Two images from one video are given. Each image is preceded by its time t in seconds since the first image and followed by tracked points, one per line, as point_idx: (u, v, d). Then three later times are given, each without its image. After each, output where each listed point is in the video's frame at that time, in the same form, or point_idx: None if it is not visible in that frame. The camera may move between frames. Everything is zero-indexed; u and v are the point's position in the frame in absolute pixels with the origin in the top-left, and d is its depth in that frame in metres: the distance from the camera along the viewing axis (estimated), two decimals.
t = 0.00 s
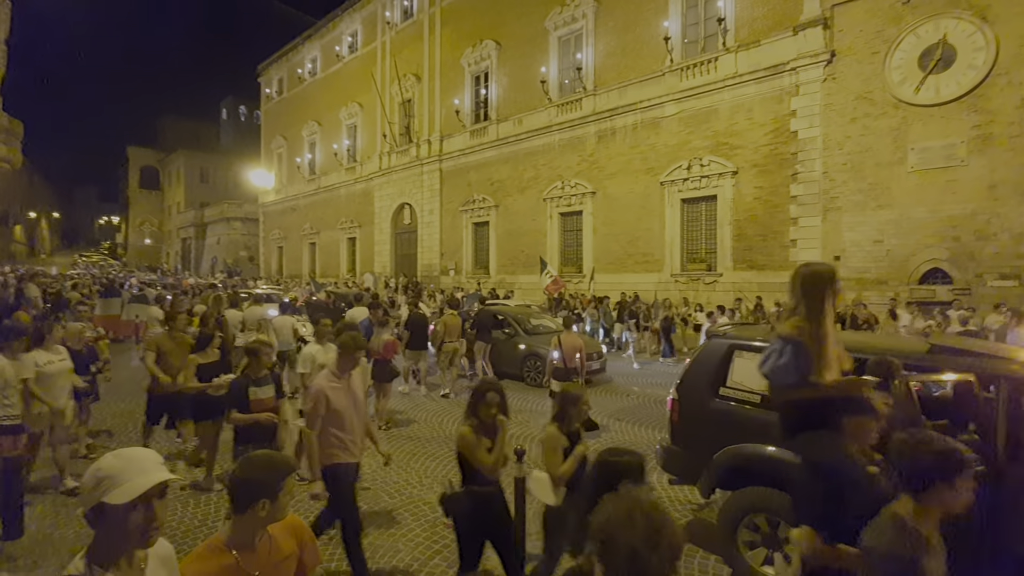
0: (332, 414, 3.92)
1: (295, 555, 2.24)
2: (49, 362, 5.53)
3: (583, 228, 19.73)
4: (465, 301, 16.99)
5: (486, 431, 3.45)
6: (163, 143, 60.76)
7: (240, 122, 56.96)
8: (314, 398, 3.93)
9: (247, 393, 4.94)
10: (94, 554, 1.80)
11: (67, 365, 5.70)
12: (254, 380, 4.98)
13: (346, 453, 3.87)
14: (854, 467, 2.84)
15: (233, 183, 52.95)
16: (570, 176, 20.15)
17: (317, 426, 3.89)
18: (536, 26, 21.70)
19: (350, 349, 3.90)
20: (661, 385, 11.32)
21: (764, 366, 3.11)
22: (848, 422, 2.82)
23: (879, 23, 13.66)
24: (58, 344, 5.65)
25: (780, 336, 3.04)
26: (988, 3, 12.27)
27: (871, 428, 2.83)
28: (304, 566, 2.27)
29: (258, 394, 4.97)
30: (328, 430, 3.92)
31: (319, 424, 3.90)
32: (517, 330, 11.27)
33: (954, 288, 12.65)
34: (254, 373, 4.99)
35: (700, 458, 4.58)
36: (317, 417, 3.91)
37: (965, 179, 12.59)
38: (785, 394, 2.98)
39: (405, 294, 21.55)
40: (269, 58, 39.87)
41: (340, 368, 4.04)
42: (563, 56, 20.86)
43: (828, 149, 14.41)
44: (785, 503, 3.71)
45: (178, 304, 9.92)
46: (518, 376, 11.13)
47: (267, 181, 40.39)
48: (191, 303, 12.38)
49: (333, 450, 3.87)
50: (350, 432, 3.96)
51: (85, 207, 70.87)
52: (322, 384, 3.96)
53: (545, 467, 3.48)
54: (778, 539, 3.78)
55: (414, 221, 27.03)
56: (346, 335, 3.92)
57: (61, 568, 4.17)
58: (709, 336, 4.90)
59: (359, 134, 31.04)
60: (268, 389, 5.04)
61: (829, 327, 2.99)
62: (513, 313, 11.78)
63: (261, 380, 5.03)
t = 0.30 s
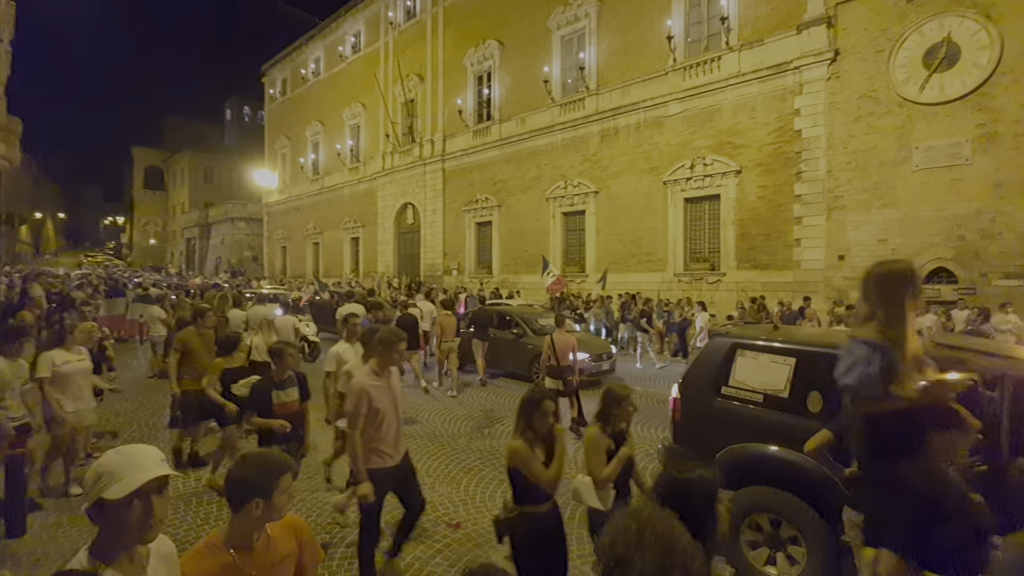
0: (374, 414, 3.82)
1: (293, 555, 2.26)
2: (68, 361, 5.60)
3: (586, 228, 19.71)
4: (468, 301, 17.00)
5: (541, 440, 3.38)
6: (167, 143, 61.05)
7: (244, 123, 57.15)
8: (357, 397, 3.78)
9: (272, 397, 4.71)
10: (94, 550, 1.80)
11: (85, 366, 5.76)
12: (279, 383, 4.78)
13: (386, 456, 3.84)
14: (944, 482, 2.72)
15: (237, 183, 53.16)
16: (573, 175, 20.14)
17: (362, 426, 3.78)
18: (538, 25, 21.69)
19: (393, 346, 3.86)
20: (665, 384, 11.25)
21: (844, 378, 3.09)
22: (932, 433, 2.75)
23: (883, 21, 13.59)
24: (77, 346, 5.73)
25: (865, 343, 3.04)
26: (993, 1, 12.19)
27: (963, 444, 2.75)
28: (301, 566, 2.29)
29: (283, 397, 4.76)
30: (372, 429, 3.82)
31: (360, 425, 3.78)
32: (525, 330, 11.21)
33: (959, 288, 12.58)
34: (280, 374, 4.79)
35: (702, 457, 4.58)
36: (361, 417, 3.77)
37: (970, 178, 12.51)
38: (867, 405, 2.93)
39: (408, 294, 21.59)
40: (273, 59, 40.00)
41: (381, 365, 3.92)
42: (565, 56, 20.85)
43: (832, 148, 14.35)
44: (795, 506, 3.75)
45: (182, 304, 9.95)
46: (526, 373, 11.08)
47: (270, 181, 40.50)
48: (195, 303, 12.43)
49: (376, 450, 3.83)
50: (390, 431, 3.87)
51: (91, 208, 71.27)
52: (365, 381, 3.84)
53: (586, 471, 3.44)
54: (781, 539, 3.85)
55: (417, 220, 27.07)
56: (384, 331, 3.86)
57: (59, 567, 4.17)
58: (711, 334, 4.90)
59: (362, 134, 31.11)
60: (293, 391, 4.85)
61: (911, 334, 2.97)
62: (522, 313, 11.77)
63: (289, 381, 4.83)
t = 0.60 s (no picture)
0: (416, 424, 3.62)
1: (297, 553, 2.27)
2: (92, 363, 5.63)
3: (592, 228, 19.69)
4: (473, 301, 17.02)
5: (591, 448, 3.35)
6: (176, 145, 61.54)
7: (252, 124, 57.51)
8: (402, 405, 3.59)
9: (294, 404, 4.29)
10: (101, 546, 1.83)
11: (107, 368, 5.77)
12: (302, 389, 4.36)
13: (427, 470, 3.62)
14: None
15: (244, 183, 53.51)
16: (578, 175, 20.11)
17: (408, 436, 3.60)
18: (544, 25, 21.68)
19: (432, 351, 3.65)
20: (670, 385, 11.21)
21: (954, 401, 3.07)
22: None
23: (891, 19, 13.48)
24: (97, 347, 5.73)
25: (977, 364, 3.01)
26: None
27: None
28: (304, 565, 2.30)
29: (307, 406, 4.33)
30: (416, 441, 3.63)
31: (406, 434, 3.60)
32: (536, 330, 11.16)
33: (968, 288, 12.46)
34: (303, 380, 4.37)
35: (707, 457, 4.57)
36: (407, 425, 3.60)
37: (980, 177, 12.38)
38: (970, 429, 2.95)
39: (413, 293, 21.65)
40: (280, 60, 40.22)
41: (428, 372, 3.74)
42: (571, 56, 20.83)
43: (840, 147, 14.24)
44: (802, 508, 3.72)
45: (190, 303, 10.01)
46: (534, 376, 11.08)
47: (277, 181, 40.73)
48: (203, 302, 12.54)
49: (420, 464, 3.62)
50: (433, 443, 3.67)
51: (100, 209, 72.01)
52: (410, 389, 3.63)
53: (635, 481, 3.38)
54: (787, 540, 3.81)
55: (423, 220, 27.12)
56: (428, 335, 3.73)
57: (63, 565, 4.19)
58: (716, 334, 4.85)
59: (368, 134, 31.22)
60: (317, 398, 4.41)
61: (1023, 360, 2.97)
62: (531, 313, 11.73)
63: (312, 389, 4.40)
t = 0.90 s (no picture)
0: (459, 420, 3.67)
1: (299, 547, 2.29)
2: (115, 364, 5.69)
3: (597, 227, 19.66)
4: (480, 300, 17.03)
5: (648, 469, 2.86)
6: (184, 145, 62.02)
7: (260, 124, 57.86)
8: (448, 397, 3.64)
9: (321, 403, 4.13)
10: (108, 538, 1.87)
11: (129, 368, 5.82)
12: (330, 388, 4.20)
13: (477, 468, 3.69)
14: None
15: (252, 183, 53.87)
16: (584, 175, 20.08)
17: (450, 433, 3.64)
18: (550, 24, 21.66)
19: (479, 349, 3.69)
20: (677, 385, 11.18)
21: None
22: None
23: (900, 16, 13.37)
24: (118, 347, 5.76)
25: None
26: None
27: None
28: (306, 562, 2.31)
29: (335, 405, 4.16)
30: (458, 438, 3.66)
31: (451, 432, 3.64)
32: (547, 330, 11.10)
33: (977, 287, 12.34)
34: (332, 379, 4.22)
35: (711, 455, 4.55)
36: (450, 420, 3.63)
37: (989, 175, 12.26)
38: None
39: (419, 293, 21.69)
40: (287, 61, 40.43)
41: (475, 369, 3.77)
42: (577, 55, 20.81)
43: (847, 145, 14.15)
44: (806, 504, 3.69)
45: (198, 302, 10.07)
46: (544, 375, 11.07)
47: (285, 181, 40.96)
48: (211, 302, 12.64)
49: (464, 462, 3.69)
50: (478, 440, 3.68)
51: (110, 209, 72.70)
52: (455, 381, 3.69)
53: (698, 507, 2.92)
54: (793, 539, 3.78)
55: (429, 220, 27.17)
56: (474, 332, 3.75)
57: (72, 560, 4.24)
58: (721, 333, 4.84)
59: (374, 134, 31.33)
60: (345, 398, 4.22)
61: None
62: (541, 313, 11.68)
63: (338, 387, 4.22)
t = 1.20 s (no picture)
0: (500, 433, 3.62)
1: (307, 543, 2.33)
2: (142, 365, 5.78)
3: (605, 227, 19.64)
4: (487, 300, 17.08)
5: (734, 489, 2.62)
6: (195, 146, 62.60)
7: (269, 125, 58.29)
8: (488, 414, 3.64)
9: (369, 409, 4.32)
10: (123, 532, 1.92)
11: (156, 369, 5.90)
12: (375, 394, 4.37)
13: (516, 484, 3.57)
14: None
15: (261, 184, 54.28)
16: (591, 174, 20.06)
17: (489, 445, 3.62)
18: (558, 25, 21.66)
19: (521, 361, 3.66)
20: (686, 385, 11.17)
21: None
22: None
23: (911, 14, 13.25)
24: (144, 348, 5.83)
25: None
26: None
27: None
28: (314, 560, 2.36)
29: (380, 411, 4.36)
30: (496, 452, 3.61)
31: (490, 448, 3.63)
32: (559, 331, 10.97)
33: (989, 288, 12.19)
34: (377, 385, 4.38)
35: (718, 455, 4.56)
36: (490, 433, 3.64)
37: (1001, 175, 12.13)
38: None
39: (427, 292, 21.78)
40: (296, 62, 40.71)
41: (514, 380, 3.73)
42: (584, 54, 20.78)
43: (857, 145, 14.04)
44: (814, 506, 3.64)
45: (209, 302, 10.20)
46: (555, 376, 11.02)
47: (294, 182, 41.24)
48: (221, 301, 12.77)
49: (502, 478, 3.58)
50: (518, 453, 3.62)
51: (122, 209, 73.55)
52: (494, 395, 3.67)
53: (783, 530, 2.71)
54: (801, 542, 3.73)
55: (437, 220, 27.25)
56: (514, 341, 3.81)
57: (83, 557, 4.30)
58: (729, 334, 4.83)
59: (382, 135, 31.48)
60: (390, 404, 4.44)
61: None
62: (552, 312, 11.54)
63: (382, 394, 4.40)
